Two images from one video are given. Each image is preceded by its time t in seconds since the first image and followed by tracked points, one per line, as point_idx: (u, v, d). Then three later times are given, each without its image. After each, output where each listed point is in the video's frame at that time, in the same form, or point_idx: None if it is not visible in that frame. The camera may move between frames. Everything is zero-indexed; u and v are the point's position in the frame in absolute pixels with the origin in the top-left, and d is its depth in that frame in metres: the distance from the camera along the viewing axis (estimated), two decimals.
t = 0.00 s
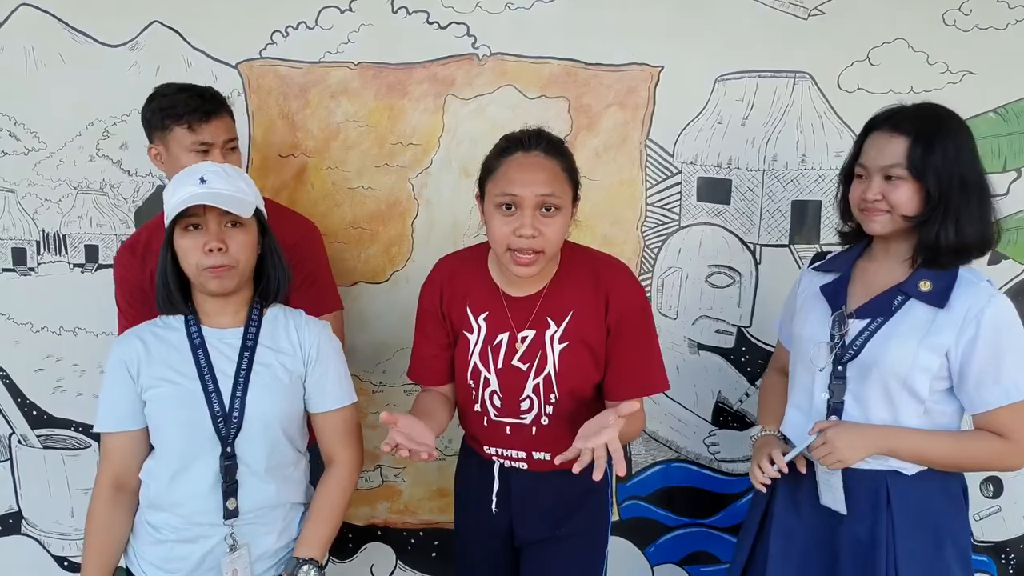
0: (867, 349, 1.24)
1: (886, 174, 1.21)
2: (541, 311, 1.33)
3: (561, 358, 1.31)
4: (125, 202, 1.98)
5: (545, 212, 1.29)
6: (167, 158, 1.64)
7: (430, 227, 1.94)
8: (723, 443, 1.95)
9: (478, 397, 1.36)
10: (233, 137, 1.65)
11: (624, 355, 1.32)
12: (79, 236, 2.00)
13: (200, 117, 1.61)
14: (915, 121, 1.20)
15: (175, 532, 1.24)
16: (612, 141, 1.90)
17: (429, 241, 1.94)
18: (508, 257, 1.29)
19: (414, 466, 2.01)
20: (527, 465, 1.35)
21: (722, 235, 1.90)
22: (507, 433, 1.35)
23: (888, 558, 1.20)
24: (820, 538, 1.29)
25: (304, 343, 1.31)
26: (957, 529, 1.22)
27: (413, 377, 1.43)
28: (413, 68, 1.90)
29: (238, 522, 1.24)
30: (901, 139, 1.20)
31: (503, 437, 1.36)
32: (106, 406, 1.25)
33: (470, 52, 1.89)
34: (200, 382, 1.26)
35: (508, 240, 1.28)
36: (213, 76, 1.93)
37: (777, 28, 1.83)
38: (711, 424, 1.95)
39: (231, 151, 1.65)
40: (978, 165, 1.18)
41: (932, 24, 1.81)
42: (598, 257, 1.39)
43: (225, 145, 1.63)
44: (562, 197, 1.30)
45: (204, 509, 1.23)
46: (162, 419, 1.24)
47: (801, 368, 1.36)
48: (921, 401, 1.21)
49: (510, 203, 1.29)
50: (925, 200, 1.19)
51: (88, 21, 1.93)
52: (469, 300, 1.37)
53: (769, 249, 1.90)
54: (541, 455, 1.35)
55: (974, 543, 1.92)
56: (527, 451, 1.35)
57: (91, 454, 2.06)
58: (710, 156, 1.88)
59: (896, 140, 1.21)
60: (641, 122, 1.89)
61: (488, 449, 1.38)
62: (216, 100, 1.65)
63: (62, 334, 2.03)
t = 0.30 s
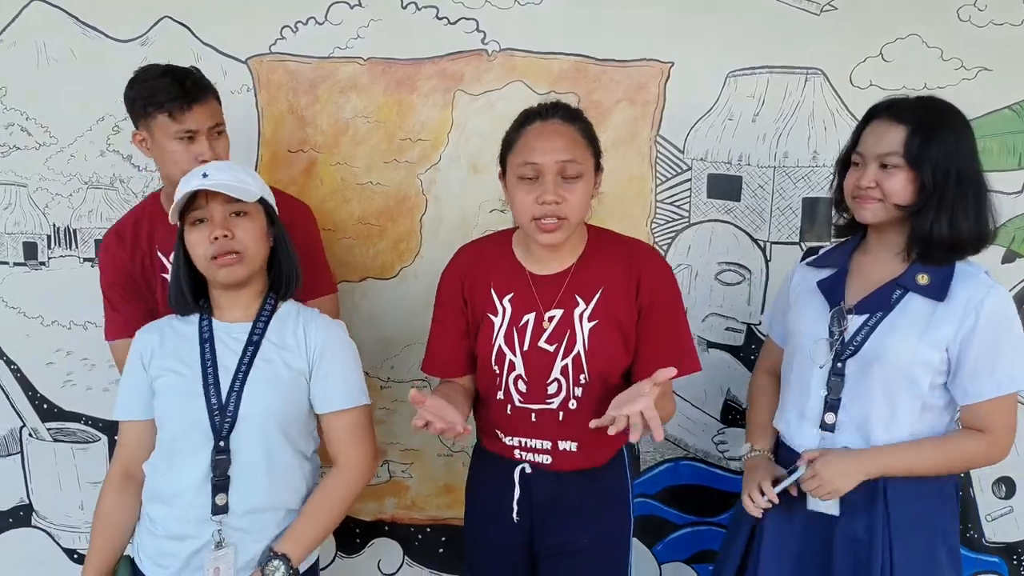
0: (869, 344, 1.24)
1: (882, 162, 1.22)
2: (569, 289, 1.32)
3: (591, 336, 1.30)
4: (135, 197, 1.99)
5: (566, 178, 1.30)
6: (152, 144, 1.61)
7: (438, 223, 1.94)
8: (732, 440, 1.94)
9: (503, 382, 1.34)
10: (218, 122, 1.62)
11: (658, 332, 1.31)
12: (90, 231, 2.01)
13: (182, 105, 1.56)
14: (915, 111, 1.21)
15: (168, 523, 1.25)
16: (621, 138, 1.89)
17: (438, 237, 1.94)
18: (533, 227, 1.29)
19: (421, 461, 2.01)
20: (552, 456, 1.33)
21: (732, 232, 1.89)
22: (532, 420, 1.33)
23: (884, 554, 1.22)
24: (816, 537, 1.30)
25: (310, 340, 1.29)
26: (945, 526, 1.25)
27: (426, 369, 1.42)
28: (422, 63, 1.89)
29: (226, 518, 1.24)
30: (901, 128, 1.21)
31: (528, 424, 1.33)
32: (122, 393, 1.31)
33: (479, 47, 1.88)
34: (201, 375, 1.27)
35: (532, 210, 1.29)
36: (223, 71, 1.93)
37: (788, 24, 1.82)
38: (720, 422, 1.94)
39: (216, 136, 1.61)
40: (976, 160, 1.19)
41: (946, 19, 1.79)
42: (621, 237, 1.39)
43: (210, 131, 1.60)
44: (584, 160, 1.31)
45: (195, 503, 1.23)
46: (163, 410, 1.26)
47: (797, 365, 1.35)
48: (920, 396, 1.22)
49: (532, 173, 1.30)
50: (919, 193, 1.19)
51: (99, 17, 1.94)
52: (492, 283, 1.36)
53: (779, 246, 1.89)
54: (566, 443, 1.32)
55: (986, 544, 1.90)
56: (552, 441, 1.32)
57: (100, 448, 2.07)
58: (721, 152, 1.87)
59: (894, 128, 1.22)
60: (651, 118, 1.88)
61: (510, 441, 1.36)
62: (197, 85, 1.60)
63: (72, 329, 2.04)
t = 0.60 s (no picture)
0: (899, 343, 1.24)
1: (906, 157, 1.23)
2: (591, 280, 1.32)
3: (613, 329, 1.29)
4: (142, 194, 1.99)
5: (589, 159, 1.31)
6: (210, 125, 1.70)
7: (447, 220, 1.93)
8: (741, 439, 1.93)
9: (521, 377, 1.33)
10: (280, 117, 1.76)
11: (681, 326, 1.31)
12: (97, 227, 2.01)
13: (256, 94, 1.70)
14: (942, 108, 1.22)
15: (167, 524, 1.25)
16: (629, 135, 1.89)
17: (446, 234, 1.94)
18: (555, 208, 1.30)
19: (428, 459, 2.01)
20: (571, 455, 1.32)
21: (740, 229, 1.89)
22: (551, 415, 1.32)
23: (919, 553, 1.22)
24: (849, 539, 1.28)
25: (307, 336, 1.26)
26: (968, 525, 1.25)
27: (441, 365, 1.42)
28: (431, 60, 1.89)
29: (218, 521, 1.22)
30: (927, 123, 1.22)
31: (546, 420, 1.32)
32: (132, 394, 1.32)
33: (487, 44, 1.88)
34: (201, 376, 1.26)
35: (554, 190, 1.29)
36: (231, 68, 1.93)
37: (798, 21, 1.81)
38: (729, 420, 1.93)
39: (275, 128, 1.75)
40: (1002, 159, 1.20)
41: (956, 17, 1.79)
42: (642, 233, 1.39)
43: (272, 122, 1.74)
44: (605, 141, 1.32)
45: (189, 504, 1.23)
46: (166, 410, 1.27)
47: (818, 364, 1.33)
48: (950, 395, 1.21)
49: (554, 153, 1.32)
50: (944, 188, 1.20)
51: (108, 13, 1.94)
52: (512, 275, 1.36)
53: (788, 245, 1.88)
54: (586, 441, 1.31)
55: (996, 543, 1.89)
56: (571, 438, 1.31)
57: (107, 446, 2.06)
58: (729, 150, 1.86)
59: (921, 124, 1.23)
60: (660, 115, 1.87)
61: (527, 438, 1.34)
62: (264, 76, 1.73)
63: (79, 325, 2.04)
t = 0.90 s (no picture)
0: (949, 357, 1.21)
1: (934, 162, 1.23)
2: (582, 284, 1.31)
3: (603, 334, 1.29)
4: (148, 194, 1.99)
5: (580, 161, 1.32)
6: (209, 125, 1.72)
7: (452, 221, 1.93)
8: (746, 442, 1.92)
9: (513, 379, 1.33)
10: (272, 105, 1.76)
11: (672, 331, 1.31)
12: (103, 227, 2.01)
13: (245, 85, 1.70)
14: (967, 113, 1.23)
15: (175, 529, 1.24)
16: (635, 136, 1.88)
17: (451, 235, 1.94)
18: (547, 212, 1.30)
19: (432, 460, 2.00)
20: (561, 457, 1.31)
21: (746, 231, 1.88)
22: (541, 417, 1.32)
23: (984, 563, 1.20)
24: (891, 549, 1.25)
25: (317, 336, 1.28)
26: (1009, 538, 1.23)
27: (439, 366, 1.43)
28: (436, 61, 1.89)
29: (232, 525, 1.22)
30: (954, 128, 1.23)
31: (536, 421, 1.32)
32: (133, 399, 1.31)
33: (493, 45, 1.88)
34: (210, 380, 1.26)
35: (546, 194, 1.30)
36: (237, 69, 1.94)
37: (804, 22, 1.81)
38: (736, 423, 1.92)
39: (270, 117, 1.75)
40: None
41: (963, 18, 1.78)
42: (636, 234, 1.39)
43: (266, 111, 1.73)
44: (592, 142, 1.33)
45: (202, 507, 1.23)
46: (173, 414, 1.26)
47: (863, 381, 1.28)
48: (1003, 404, 1.20)
49: (545, 157, 1.32)
50: (977, 192, 1.20)
51: (115, 15, 1.95)
52: (506, 277, 1.36)
53: (795, 246, 1.88)
54: (575, 444, 1.30)
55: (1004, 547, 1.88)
56: (561, 441, 1.31)
57: (112, 445, 2.07)
58: (735, 151, 1.86)
59: (947, 128, 1.23)
60: (666, 116, 1.87)
61: (517, 440, 1.34)
62: (253, 68, 1.74)
63: (85, 325, 2.04)
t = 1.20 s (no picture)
0: (968, 364, 1.21)
1: (945, 166, 1.24)
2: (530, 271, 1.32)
3: (557, 310, 1.30)
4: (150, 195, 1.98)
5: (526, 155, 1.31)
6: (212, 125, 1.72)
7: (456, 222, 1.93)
8: (749, 444, 1.93)
9: (487, 377, 1.32)
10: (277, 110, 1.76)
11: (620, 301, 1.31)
12: (105, 228, 2.01)
13: (249, 88, 1.70)
14: (976, 116, 1.24)
15: (179, 530, 1.23)
16: (639, 138, 1.89)
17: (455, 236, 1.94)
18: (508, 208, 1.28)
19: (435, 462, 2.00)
20: (535, 432, 1.31)
21: (750, 233, 1.89)
22: (511, 404, 1.31)
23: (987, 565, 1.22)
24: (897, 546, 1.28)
25: (321, 335, 1.29)
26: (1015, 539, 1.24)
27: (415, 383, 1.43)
28: (440, 63, 1.89)
29: (239, 526, 1.22)
30: (963, 131, 1.23)
31: (507, 409, 1.31)
32: (130, 401, 1.29)
33: (497, 47, 1.88)
34: (212, 381, 1.25)
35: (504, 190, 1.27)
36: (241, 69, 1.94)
37: (807, 25, 1.82)
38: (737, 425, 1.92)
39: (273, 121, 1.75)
40: None
41: (965, 21, 1.79)
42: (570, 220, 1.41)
43: (269, 114, 1.73)
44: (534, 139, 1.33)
45: (207, 509, 1.22)
46: (174, 415, 1.25)
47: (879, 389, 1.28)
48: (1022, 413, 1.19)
49: (493, 155, 1.30)
50: (989, 194, 1.21)
51: (119, 15, 1.94)
52: (461, 284, 1.35)
53: (798, 249, 1.88)
54: (548, 417, 1.30)
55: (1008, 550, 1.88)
56: (533, 418, 1.30)
57: (114, 447, 2.06)
58: (738, 153, 1.86)
59: (956, 132, 1.24)
60: (669, 118, 1.87)
61: (493, 429, 1.33)
62: (259, 71, 1.74)
63: (87, 326, 2.04)
